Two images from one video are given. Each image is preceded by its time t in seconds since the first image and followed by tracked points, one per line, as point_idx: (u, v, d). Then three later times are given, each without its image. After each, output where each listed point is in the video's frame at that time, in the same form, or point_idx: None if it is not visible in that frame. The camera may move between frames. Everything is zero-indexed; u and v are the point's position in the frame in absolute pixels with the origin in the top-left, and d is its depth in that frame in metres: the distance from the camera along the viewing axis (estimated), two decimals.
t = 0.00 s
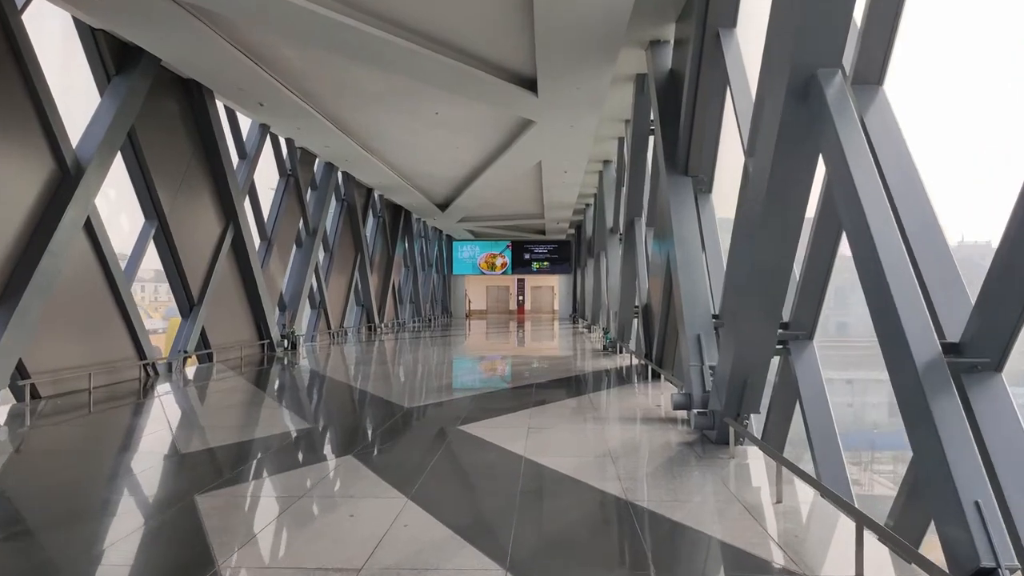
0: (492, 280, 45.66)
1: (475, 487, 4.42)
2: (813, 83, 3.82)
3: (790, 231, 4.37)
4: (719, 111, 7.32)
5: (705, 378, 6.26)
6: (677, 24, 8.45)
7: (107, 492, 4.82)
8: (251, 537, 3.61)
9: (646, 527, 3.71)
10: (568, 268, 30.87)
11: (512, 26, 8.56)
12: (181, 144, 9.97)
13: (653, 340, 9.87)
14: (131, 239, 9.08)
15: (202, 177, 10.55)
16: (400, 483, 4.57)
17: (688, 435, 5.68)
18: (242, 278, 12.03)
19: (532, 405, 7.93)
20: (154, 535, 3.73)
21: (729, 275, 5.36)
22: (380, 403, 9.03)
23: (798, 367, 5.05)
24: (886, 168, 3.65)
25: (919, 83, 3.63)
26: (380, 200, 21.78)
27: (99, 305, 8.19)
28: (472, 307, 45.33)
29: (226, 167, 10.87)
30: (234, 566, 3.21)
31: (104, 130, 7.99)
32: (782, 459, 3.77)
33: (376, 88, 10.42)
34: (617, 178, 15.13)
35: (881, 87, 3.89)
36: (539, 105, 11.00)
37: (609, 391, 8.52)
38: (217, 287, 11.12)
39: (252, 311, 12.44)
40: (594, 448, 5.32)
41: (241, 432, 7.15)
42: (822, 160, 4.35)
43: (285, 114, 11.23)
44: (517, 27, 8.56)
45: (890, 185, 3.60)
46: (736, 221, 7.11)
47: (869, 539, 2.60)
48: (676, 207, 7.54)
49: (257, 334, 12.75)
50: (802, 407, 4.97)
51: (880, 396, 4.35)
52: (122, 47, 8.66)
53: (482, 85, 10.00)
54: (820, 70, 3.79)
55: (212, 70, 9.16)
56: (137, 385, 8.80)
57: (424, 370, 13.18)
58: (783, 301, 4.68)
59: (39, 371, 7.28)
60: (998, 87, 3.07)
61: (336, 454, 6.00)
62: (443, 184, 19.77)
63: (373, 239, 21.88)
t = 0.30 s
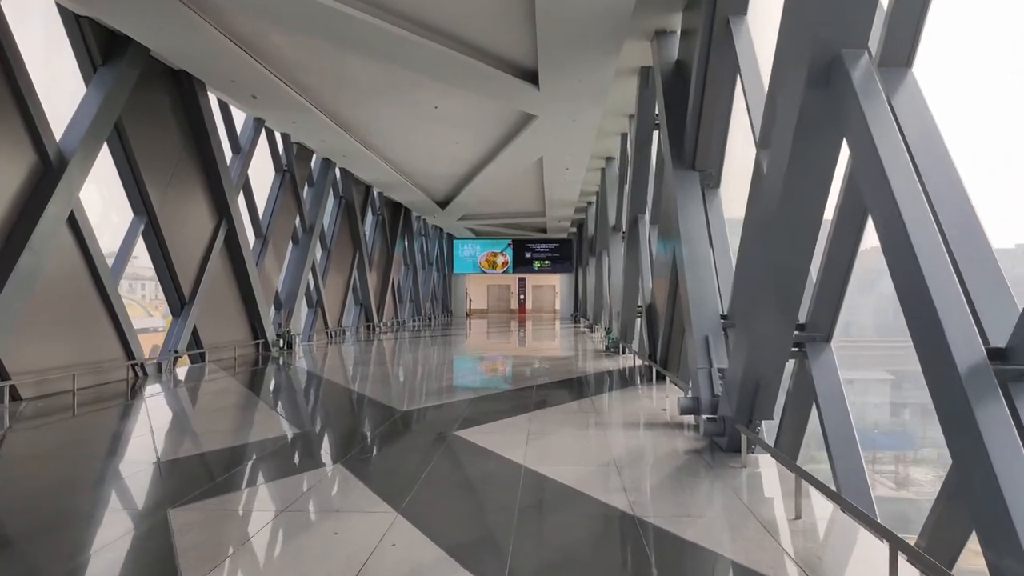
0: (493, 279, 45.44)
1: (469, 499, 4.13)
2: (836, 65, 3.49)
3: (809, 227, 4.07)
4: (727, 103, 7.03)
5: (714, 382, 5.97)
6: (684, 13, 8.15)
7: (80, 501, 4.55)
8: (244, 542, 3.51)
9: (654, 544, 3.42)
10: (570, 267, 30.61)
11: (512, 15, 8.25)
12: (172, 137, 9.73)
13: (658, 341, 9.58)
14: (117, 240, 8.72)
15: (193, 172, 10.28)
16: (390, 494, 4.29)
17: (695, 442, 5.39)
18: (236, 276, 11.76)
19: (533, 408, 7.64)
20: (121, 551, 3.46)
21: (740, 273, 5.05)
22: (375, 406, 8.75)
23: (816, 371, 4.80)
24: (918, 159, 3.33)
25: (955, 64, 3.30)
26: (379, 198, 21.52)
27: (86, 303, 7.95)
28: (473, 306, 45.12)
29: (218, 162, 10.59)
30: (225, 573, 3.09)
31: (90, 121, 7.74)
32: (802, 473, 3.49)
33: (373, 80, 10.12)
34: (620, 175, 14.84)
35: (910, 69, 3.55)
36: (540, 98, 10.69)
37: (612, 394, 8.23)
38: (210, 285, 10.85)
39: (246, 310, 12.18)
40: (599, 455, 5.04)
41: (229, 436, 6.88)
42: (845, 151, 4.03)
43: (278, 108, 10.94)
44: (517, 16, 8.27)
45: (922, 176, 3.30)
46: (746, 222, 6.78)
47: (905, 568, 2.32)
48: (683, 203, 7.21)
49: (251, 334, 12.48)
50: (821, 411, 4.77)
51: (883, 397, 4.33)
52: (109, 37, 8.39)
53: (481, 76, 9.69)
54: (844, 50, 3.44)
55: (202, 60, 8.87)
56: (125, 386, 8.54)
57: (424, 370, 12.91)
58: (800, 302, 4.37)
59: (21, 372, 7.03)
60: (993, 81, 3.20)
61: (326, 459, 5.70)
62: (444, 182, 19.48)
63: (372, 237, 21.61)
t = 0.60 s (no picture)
0: (494, 279, 45.21)
1: (462, 514, 3.83)
2: (860, 41, 3.20)
3: (827, 219, 3.78)
4: (734, 94, 6.74)
5: (723, 385, 5.65)
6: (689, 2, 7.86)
7: (51, 513, 4.28)
8: (237, 544, 3.51)
9: (661, 564, 3.12)
10: (572, 267, 30.34)
11: (511, 6, 7.98)
12: (164, 134, 9.56)
13: (662, 342, 9.28)
14: (105, 243, 8.49)
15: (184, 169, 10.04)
16: (378, 508, 4.00)
17: (703, 450, 5.07)
18: (230, 276, 11.52)
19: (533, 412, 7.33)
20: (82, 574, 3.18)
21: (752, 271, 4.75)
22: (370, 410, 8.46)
23: (834, 373, 4.44)
24: (953, 146, 2.97)
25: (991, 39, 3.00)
26: (378, 197, 21.28)
27: (71, 304, 7.70)
28: (474, 307, 44.87)
29: (211, 159, 10.36)
30: (218, 575, 3.08)
31: (76, 117, 7.52)
32: (825, 486, 3.19)
33: (369, 74, 9.87)
34: (623, 173, 14.56)
35: (940, 45, 3.23)
36: (541, 93, 10.42)
37: (615, 397, 7.93)
38: (203, 286, 10.60)
39: (241, 311, 11.92)
40: (601, 464, 4.74)
41: (216, 442, 6.60)
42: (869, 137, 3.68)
43: (272, 104, 10.70)
44: (516, 6, 7.99)
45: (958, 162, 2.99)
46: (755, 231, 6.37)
47: None
48: (688, 198, 6.88)
49: (246, 335, 12.22)
50: (839, 413, 4.38)
51: (886, 398, 4.23)
52: (97, 30, 8.13)
53: (480, 70, 9.42)
54: (868, 25, 3.16)
55: (194, 55, 8.66)
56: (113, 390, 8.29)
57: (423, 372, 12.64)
58: (818, 300, 4.06)
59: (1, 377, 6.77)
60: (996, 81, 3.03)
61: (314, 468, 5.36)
62: (443, 181, 19.23)
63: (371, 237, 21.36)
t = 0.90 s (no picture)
0: (494, 279, 44.94)
1: (449, 536, 3.54)
2: (885, 20, 2.90)
3: (846, 215, 3.48)
4: (740, 86, 6.45)
5: (730, 392, 5.35)
6: None
7: (13, 532, 4.00)
8: (231, 552, 3.53)
9: None
10: (572, 267, 30.09)
11: None
12: (150, 129, 9.29)
13: (664, 344, 8.98)
14: (87, 242, 8.20)
15: (171, 168, 9.76)
16: (361, 531, 3.73)
17: (709, 463, 4.76)
18: (220, 277, 11.22)
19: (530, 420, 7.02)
20: None
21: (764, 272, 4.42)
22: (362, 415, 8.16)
23: (850, 381, 4.02)
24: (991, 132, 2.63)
25: None
26: (375, 196, 20.96)
27: (50, 306, 7.43)
28: (473, 307, 44.62)
29: (199, 156, 10.06)
30: None
31: (53, 111, 7.23)
32: (847, 510, 2.91)
33: (361, 67, 9.57)
34: (623, 171, 14.26)
35: (973, 27, 2.85)
36: (539, 88, 10.12)
37: (616, 403, 7.64)
38: (192, 287, 10.32)
39: (232, 313, 11.63)
40: (601, 478, 4.45)
41: (199, 452, 6.33)
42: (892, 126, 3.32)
43: (262, 98, 10.41)
44: None
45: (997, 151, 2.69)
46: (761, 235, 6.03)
47: None
48: (692, 195, 6.56)
49: (238, 338, 11.94)
50: (855, 422, 3.92)
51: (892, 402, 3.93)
52: (76, 23, 7.86)
53: (476, 63, 9.13)
54: (895, 2, 2.85)
55: (176, 47, 8.41)
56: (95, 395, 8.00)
57: (421, 374, 12.37)
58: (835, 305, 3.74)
59: None
60: None
61: (299, 481, 5.07)
62: (441, 180, 18.95)
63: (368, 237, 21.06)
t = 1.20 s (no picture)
0: (495, 279, 44.68)
1: (443, 553, 3.24)
2: None
3: (880, 206, 3.17)
4: (754, 75, 6.13)
5: (743, 397, 5.05)
6: None
7: None
8: (224, 553, 3.47)
9: None
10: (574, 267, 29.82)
11: None
12: (142, 120, 9.04)
13: (670, 345, 8.68)
14: (76, 237, 7.95)
15: (163, 160, 9.49)
16: (349, 544, 3.45)
17: (723, 473, 4.44)
18: (215, 273, 10.95)
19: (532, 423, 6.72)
20: None
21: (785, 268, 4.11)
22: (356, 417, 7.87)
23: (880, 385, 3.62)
24: None
25: None
26: (375, 193, 20.69)
27: (35, 302, 7.17)
28: (475, 307, 44.35)
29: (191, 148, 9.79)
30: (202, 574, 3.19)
31: (38, 100, 6.95)
32: (885, 532, 2.61)
33: (359, 58, 9.26)
34: (628, 168, 13.98)
35: None
36: (542, 80, 9.81)
37: (621, 406, 7.34)
38: (185, 283, 10.05)
39: (227, 310, 11.37)
40: (608, 488, 4.15)
41: (187, 455, 6.06)
42: (936, 105, 3.00)
43: (257, 90, 10.12)
44: None
45: None
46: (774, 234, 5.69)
47: None
48: (704, 189, 6.22)
49: (233, 336, 11.67)
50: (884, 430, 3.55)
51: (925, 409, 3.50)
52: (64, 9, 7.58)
53: (478, 53, 8.82)
54: None
55: (167, 36, 8.12)
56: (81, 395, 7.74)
57: (420, 374, 12.09)
58: (864, 303, 3.44)
59: None
60: None
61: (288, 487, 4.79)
62: (442, 177, 18.67)
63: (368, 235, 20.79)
